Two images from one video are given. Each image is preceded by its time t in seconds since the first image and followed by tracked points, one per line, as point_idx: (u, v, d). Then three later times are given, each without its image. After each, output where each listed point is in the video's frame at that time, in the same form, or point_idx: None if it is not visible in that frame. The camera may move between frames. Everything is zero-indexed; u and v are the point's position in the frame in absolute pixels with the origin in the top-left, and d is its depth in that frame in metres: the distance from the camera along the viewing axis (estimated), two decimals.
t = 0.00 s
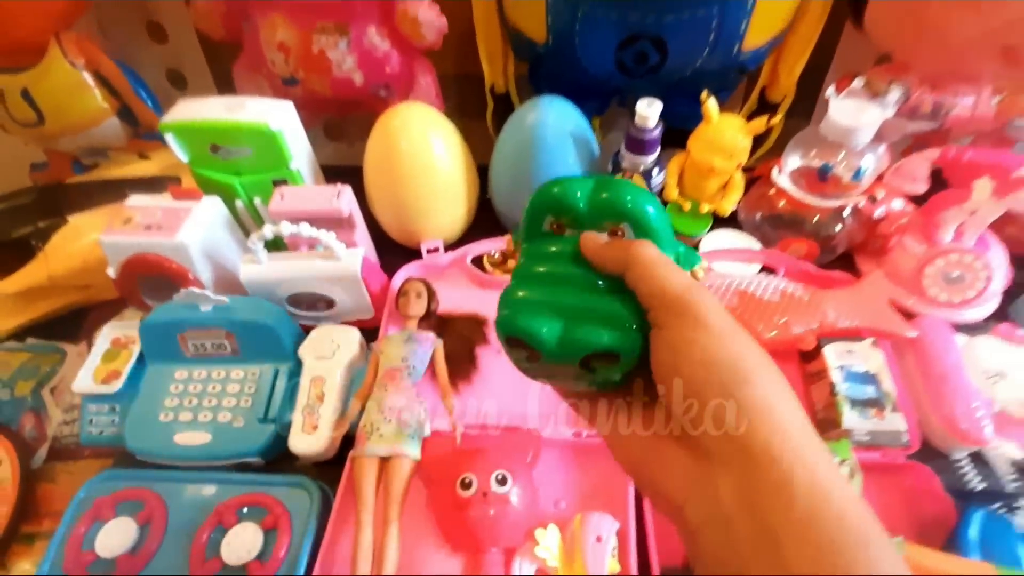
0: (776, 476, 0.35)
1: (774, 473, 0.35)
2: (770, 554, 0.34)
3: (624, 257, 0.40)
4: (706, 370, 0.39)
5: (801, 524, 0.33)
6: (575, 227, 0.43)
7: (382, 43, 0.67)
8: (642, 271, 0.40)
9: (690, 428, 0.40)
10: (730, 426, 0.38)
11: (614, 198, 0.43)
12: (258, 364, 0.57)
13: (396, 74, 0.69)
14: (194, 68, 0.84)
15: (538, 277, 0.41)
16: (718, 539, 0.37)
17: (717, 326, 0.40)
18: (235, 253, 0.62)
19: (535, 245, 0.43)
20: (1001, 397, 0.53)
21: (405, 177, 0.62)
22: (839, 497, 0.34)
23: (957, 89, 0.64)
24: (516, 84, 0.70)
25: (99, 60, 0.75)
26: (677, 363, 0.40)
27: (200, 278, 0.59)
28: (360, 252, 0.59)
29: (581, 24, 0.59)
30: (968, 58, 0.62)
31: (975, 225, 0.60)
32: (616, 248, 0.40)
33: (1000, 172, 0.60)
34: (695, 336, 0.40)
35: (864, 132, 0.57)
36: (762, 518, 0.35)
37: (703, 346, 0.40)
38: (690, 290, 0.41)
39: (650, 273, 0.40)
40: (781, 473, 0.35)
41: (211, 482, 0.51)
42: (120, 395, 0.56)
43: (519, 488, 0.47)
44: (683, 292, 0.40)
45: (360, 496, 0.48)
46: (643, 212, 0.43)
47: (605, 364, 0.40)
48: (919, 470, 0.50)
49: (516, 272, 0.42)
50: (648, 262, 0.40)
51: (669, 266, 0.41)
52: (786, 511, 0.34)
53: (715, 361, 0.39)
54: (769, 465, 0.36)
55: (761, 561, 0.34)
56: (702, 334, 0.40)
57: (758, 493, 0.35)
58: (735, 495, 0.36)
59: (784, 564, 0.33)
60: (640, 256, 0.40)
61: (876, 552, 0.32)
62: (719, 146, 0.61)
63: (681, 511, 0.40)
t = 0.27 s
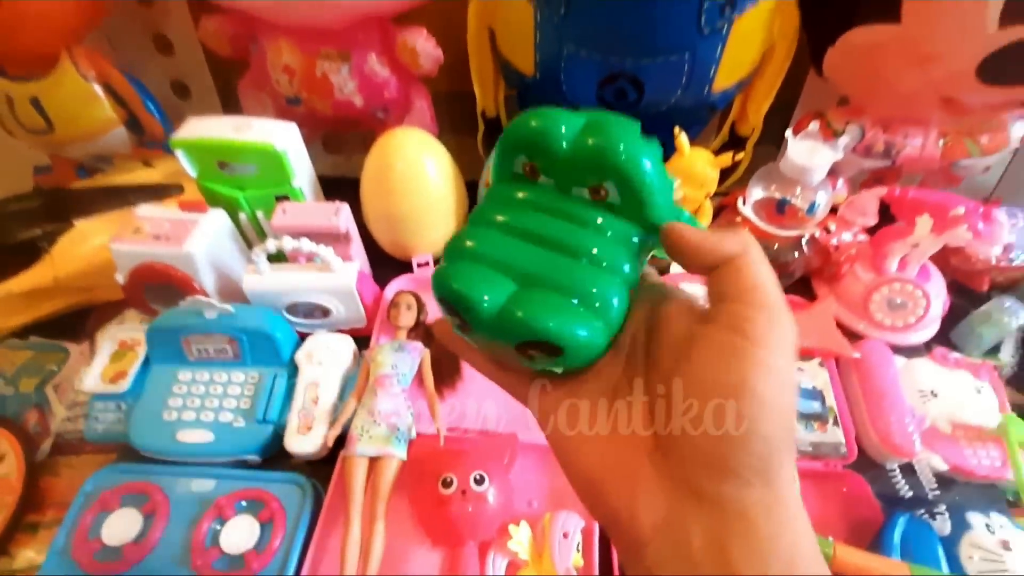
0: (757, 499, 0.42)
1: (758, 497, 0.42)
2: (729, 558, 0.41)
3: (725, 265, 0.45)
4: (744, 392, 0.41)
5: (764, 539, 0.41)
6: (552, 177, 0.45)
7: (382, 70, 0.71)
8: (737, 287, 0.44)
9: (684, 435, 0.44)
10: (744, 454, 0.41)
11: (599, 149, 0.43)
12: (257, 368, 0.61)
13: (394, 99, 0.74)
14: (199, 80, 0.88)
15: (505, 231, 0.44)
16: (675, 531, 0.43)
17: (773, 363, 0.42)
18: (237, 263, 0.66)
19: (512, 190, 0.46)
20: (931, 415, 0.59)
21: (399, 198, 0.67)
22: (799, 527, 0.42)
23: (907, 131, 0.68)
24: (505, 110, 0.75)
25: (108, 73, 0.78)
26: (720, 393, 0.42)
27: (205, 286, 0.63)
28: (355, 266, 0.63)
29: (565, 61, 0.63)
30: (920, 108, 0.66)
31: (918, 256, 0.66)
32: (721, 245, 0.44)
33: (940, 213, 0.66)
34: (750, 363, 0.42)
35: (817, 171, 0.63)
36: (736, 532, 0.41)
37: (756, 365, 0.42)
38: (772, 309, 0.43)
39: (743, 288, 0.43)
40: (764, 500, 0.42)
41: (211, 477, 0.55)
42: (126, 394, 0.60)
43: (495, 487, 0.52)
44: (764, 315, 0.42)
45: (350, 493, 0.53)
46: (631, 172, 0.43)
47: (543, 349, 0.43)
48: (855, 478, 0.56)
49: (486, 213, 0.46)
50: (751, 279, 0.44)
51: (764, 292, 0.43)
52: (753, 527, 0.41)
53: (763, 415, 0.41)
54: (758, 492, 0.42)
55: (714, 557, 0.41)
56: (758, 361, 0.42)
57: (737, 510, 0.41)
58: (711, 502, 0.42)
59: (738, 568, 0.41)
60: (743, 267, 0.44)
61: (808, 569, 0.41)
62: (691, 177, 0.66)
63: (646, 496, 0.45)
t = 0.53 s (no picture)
0: (722, 508, 0.41)
1: (722, 507, 0.41)
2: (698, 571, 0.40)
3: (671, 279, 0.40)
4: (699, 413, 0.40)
5: (725, 547, 0.41)
6: (514, 131, 0.40)
7: (380, 90, 0.75)
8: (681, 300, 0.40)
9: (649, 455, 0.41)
10: (703, 471, 0.40)
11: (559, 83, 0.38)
12: (253, 373, 0.63)
13: (390, 117, 0.77)
14: (200, 94, 0.90)
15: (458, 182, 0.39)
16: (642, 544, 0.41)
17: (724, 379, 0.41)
18: (236, 272, 0.69)
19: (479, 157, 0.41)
20: (889, 426, 0.63)
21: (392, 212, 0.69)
22: (754, 528, 0.43)
23: (871, 159, 0.73)
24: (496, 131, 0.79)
25: (113, 85, 0.81)
26: (678, 414, 0.40)
27: (204, 294, 0.65)
28: (351, 277, 0.66)
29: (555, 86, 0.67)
30: (883, 139, 0.71)
31: (880, 276, 0.70)
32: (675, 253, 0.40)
33: (898, 236, 0.71)
34: (701, 382, 0.41)
35: (786, 195, 0.67)
36: (702, 542, 0.41)
37: (713, 375, 0.41)
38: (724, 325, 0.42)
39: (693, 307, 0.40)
40: (728, 508, 0.41)
41: (207, 477, 0.58)
42: (124, 396, 0.62)
43: (479, 489, 0.55)
44: (712, 339, 0.40)
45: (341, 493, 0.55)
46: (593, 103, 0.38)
47: (478, 263, 0.32)
48: (818, 484, 0.59)
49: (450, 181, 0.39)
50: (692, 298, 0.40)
51: (710, 306, 0.41)
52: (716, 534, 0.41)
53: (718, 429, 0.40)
54: (722, 500, 0.41)
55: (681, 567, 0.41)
56: (710, 380, 0.41)
57: (702, 521, 0.41)
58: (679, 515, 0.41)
59: None
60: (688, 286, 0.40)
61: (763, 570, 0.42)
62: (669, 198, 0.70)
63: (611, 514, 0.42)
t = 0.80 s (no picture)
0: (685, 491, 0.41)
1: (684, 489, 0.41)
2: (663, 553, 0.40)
3: (661, 280, 0.41)
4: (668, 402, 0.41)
5: (690, 529, 0.41)
6: (509, 125, 0.41)
7: (385, 93, 0.77)
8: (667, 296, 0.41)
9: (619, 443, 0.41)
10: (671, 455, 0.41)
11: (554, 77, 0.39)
12: (258, 366, 0.65)
13: (394, 119, 0.79)
14: (206, 95, 0.92)
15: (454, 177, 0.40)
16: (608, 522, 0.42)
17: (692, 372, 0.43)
18: (242, 268, 0.70)
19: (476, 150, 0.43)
20: (879, 422, 0.65)
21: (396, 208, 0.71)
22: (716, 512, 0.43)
23: (862, 164, 0.75)
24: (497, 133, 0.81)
25: (122, 86, 0.82)
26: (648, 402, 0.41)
27: (210, 289, 0.67)
28: (355, 273, 0.68)
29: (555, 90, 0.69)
30: (872, 145, 0.73)
31: (870, 277, 0.72)
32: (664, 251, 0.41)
33: (888, 238, 0.74)
34: (671, 373, 0.41)
35: (779, 198, 0.68)
36: (667, 524, 0.41)
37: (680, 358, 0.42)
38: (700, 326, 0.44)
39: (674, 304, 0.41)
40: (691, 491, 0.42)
41: (211, 467, 0.59)
42: (131, 388, 0.63)
43: (478, 479, 0.56)
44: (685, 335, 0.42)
45: (344, 483, 0.56)
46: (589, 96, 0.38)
47: (462, 267, 0.34)
48: (810, 478, 0.61)
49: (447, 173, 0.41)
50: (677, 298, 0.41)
51: (689, 304, 0.41)
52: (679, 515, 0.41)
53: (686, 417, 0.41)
54: (685, 484, 0.41)
55: (643, 549, 0.40)
56: (678, 371, 0.42)
57: (667, 502, 0.41)
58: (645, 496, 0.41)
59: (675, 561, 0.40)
60: (673, 284, 0.41)
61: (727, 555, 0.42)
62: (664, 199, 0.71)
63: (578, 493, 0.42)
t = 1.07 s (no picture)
0: (651, 484, 0.42)
1: (650, 482, 0.42)
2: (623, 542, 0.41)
3: (644, 271, 0.40)
4: (641, 394, 0.41)
5: (653, 522, 0.42)
6: (503, 123, 0.44)
7: (392, 103, 0.78)
8: (649, 288, 0.40)
9: (591, 429, 0.42)
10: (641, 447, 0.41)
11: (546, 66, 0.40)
12: (264, 371, 0.66)
13: (401, 129, 0.80)
14: (215, 103, 0.93)
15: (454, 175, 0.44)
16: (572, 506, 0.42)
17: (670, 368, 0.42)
18: (250, 274, 0.71)
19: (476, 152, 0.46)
20: (877, 432, 0.65)
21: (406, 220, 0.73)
22: (683, 507, 0.44)
23: (860, 177, 0.76)
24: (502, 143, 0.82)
25: (133, 93, 0.83)
26: (621, 391, 0.41)
27: (219, 294, 0.68)
28: (361, 280, 0.69)
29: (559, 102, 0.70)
30: (870, 159, 0.74)
31: (868, 288, 0.73)
32: (647, 240, 0.39)
33: (886, 250, 0.75)
34: (647, 367, 0.41)
35: (779, 210, 0.70)
36: (630, 515, 0.41)
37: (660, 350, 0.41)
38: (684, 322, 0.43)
39: (656, 298, 0.40)
40: (658, 485, 0.42)
41: (218, 470, 0.60)
42: (139, 392, 0.64)
43: (483, 484, 0.57)
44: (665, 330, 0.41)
45: (349, 488, 0.57)
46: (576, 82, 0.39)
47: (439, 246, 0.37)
48: (809, 487, 0.62)
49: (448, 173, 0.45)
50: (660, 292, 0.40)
51: (673, 299, 0.40)
52: (643, 506, 0.42)
53: (659, 411, 0.41)
54: (653, 477, 0.42)
55: (607, 535, 0.41)
56: (655, 365, 0.41)
57: (632, 493, 0.41)
58: (612, 485, 0.42)
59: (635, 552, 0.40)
60: (658, 277, 0.40)
61: (690, 551, 0.43)
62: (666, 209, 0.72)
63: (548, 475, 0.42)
